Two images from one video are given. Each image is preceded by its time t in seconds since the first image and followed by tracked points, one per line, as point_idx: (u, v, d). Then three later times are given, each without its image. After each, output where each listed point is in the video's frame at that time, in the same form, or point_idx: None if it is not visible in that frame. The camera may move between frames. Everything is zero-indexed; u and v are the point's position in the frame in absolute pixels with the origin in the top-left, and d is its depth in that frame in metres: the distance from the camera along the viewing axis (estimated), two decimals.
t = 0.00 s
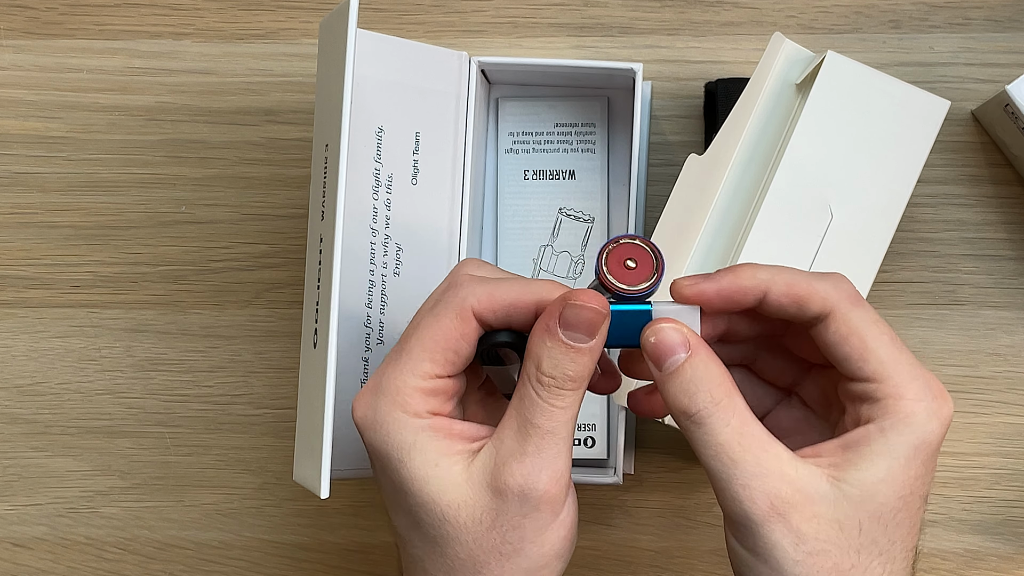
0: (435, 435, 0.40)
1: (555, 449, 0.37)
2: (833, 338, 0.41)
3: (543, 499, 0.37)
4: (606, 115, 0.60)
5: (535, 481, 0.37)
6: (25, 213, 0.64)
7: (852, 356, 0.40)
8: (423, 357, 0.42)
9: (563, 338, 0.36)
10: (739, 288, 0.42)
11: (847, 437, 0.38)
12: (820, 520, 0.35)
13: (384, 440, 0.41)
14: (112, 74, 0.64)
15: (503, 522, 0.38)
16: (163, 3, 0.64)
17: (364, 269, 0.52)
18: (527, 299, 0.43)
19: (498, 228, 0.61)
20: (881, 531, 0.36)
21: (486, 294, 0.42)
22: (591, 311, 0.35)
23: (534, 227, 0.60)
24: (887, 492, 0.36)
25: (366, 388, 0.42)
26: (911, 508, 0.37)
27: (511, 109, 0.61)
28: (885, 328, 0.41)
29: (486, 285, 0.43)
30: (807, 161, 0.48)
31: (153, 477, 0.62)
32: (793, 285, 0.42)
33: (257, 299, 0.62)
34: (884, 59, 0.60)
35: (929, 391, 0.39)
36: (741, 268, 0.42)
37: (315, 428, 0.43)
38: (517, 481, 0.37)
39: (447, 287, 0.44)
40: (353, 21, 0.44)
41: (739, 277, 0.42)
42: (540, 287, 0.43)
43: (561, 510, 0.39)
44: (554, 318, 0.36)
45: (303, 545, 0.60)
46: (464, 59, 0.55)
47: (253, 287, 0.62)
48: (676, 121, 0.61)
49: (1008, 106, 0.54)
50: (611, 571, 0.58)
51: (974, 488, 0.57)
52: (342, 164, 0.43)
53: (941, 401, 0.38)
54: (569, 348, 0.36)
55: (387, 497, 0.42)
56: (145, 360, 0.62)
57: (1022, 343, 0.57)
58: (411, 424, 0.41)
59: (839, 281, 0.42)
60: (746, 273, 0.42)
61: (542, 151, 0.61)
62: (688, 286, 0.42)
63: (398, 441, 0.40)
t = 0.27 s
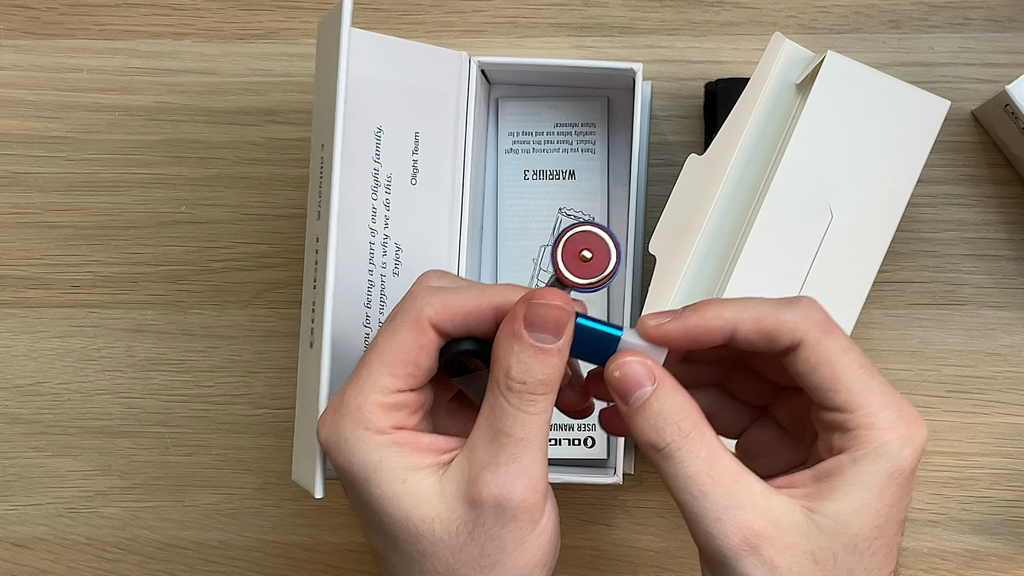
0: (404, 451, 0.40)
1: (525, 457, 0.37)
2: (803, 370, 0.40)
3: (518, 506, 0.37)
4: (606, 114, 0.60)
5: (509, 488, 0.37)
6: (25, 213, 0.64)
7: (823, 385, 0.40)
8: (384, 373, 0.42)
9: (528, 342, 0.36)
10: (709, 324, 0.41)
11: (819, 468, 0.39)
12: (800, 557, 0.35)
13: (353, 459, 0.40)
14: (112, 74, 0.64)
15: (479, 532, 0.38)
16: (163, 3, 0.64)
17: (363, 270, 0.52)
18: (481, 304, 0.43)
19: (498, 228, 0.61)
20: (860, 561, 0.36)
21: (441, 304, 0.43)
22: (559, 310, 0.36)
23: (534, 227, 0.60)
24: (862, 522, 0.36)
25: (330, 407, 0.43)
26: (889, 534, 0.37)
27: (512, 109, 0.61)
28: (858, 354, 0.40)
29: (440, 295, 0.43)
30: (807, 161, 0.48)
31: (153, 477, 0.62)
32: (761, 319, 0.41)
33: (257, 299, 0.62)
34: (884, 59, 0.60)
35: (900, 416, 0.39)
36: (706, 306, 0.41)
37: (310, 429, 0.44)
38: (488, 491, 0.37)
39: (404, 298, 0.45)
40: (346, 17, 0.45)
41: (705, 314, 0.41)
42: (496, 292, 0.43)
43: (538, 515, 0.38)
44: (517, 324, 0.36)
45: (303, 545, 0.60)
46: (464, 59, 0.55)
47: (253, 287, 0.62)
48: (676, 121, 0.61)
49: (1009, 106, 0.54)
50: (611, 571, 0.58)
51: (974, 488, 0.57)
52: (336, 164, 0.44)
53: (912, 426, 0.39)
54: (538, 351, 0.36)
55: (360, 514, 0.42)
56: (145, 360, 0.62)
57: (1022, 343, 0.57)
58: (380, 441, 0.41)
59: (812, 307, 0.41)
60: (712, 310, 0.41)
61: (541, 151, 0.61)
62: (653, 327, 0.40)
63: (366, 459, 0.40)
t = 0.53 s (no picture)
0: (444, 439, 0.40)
1: (556, 446, 0.37)
2: (828, 345, 0.40)
3: (542, 499, 0.37)
4: (606, 114, 0.60)
5: (533, 480, 0.37)
6: (25, 213, 0.64)
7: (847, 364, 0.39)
8: (437, 356, 0.42)
9: (550, 338, 0.36)
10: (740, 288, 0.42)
11: (839, 445, 0.38)
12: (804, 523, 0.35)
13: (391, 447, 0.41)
14: (112, 74, 0.64)
15: (507, 525, 0.38)
16: (163, 3, 0.64)
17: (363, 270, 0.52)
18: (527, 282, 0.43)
19: (498, 228, 0.61)
20: (864, 541, 0.36)
21: (486, 287, 0.43)
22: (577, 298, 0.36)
23: (534, 228, 0.60)
24: (872, 501, 0.36)
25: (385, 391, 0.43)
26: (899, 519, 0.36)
27: (512, 109, 0.61)
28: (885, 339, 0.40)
29: (484, 278, 0.44)
30: (806, 161, 0.48)
31: (153, 477, 0.62)
32: (795, 290, 0.41)
33: (257, 299, 0.62)
34: (884, 59, 0.60)
35: (923, 403, 0.38)
36: (746, 268, 0.42)
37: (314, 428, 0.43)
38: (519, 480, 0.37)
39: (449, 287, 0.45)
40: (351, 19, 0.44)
41: (743, 276, 0.42)
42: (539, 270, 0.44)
43: (563, 510, 0.38)
44: (540, 320, 0.37)
45: (303, 545, 0.60)
46: (464, 59, 0.55)
47: (253, 287, 0.62)
48: (676, 121, 0.61)
49: (1008, 106, 0.54)
50: (611, 571, 0.58)
51: (974, 488, 0.57)
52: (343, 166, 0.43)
53: (933, 415, 0.37)
54: (555, 347, 0.36)
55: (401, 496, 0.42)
56: (145, 360, 0.62)
57: (1022, 343, 0.57)
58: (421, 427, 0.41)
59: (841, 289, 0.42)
60: (750, 273, 0.42)
61: (541, 151, 0.61)
62: (694, 283, 0.43)
63: (411, 440, 0.40)
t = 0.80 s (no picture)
0: (419, 426, 0.41)
1: (528, 442, 0.37)
2: (830, 358, 0.37)
3: (509, 494, 0.37)
4: (606, 114, 0.60)
5: (502, 475, 0.37)
6: (25, 213, 0.64)
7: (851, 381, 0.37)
8: (413, 348, 0.42)
9: (545, 334, 0.37)
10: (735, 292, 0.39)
11: (840, 454, 0.37)
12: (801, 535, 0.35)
13: (370, 425, 0.42)
14: (112, 74, 0.64)
15: (470, 517, 0.38)
16: (163, 3, 0.64)
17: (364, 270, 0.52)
18: (516, 276, 0.41)
19: (498, 228, 0.61)
20: (868, 555, 0.35)
21: (474, 281, 0.42)
22: (577, 293, 0.37)
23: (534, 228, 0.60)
24: (875, 518, 0.35)
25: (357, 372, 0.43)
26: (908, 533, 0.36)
27: (512, 109, 0.61)
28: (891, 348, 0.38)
29: (473, 271, 0.42)
30: (806, 161, 0.49)
31: (153, 477, 0.62)
32: (792, 302, 0.38)
33: (257, 299, 0.62)
34: (884, 59, 0.60)
35: (934, 415, 0.36)
36: (739, 270, 0.39)
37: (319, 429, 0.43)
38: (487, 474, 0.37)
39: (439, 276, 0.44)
40: (357, 21, 0.43)
41: (739, 279, 0.38)
42: (533, 260, 0.41)
43: (530, 509, 0.38)
44: (537, 316, 0.37)
45: (303, 545, 0.60)
46: (464, 59, 0.55)
47: (253, 287, 0.62)
48: (676, 121, 0.61)
49: (1009, 106, 0.54)
50: (611, 571, 0.58)
51: (974, 488, 0.57)
52: (348, 168, 0.43)
53: (944, 429, 0.36)
54: (551, 343, 0.37)
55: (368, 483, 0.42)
56: (145, 360, 0.62)
57: (1022, 343, 0.57)
58: (396, 413, 0.41)
59: (843, 298, 0.38)
60: (746, 279, 0.38)
61: (541, 151, 0.61)
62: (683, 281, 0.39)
63: (383, 425, 0.41)
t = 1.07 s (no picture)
0: (428, 431, 0.40)
1: (545, 443, 0.38)
2: (836, 316, 0.38)
3: (528, 496, 0.38)
4: (606, 114, 0.60)
5: (522, 477, 0.37)
6: (25, 213, 0.64)
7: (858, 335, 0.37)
8: (423, 351, 0.42)
9: (559, 336, 0.38)
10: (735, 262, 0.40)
11: (860, 411, 0.37)
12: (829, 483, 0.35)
13: (376, 433, 0.41)
14: (112, 74, 0.64)
15: (489, 517, 0.38)
16: (163, 3, 0.64)
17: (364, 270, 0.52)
18: (522, 280, 0.42)
19: (498, 228, 0.61)
20: (896, 505, 0.35)
21: (483, 285, 0.42)
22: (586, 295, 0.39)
23: (534, 228, 0.60)
24: (900, 465, 0.35)
25: (361, 378, 0.43)
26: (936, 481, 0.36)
27: (511, 109, 0.61)
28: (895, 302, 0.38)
29: (481, 274, 0.43)
30: (807, 161, 0.49)
31: (153, 476, 0.62)
32: (790, 263, 0.39)
33: (257, 299, 0.62)
34: (884, 59, 0.60)
35: (948, 359, 0.36)
36: (741, 236, 0.41)
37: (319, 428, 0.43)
38: (506, 477, 0.37)
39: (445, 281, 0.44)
40: (355, 20, 0.43)
41: (736, 249, 0.40)
42: (537, 264, 0.42)
43: (547, 510, 0.39)
44: (550, 319, 0.38)
45: (303, 545, 0.60)
46: (464, 59, 0.55)
47: (253, 287, 0.62)
48: (676, 121, 0.61)
49: (1008, 106, 0.54)
50: (611, 571, 0.58)
51: (974, 488, 0.57)
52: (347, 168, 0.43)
53: (959, 372, 0.36)
54: (565, 345, 0.37)
55: (374, 490, 0.42)
56: (145, 360, 0.62)
57: (1022, 343, 0.57)
58: (406, 419, 0.41)
59: (840, 260, 0.39)
60: (743, 246, 0.40)
61: (541, 151, 0.61)
62: (689, 241, 0.41)
63: (391, 432, 0.40)
